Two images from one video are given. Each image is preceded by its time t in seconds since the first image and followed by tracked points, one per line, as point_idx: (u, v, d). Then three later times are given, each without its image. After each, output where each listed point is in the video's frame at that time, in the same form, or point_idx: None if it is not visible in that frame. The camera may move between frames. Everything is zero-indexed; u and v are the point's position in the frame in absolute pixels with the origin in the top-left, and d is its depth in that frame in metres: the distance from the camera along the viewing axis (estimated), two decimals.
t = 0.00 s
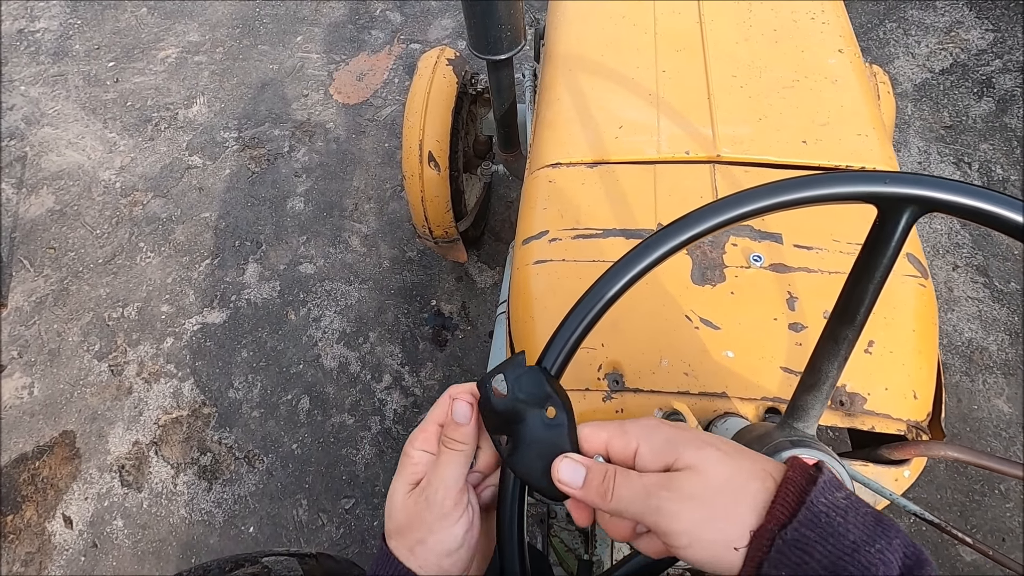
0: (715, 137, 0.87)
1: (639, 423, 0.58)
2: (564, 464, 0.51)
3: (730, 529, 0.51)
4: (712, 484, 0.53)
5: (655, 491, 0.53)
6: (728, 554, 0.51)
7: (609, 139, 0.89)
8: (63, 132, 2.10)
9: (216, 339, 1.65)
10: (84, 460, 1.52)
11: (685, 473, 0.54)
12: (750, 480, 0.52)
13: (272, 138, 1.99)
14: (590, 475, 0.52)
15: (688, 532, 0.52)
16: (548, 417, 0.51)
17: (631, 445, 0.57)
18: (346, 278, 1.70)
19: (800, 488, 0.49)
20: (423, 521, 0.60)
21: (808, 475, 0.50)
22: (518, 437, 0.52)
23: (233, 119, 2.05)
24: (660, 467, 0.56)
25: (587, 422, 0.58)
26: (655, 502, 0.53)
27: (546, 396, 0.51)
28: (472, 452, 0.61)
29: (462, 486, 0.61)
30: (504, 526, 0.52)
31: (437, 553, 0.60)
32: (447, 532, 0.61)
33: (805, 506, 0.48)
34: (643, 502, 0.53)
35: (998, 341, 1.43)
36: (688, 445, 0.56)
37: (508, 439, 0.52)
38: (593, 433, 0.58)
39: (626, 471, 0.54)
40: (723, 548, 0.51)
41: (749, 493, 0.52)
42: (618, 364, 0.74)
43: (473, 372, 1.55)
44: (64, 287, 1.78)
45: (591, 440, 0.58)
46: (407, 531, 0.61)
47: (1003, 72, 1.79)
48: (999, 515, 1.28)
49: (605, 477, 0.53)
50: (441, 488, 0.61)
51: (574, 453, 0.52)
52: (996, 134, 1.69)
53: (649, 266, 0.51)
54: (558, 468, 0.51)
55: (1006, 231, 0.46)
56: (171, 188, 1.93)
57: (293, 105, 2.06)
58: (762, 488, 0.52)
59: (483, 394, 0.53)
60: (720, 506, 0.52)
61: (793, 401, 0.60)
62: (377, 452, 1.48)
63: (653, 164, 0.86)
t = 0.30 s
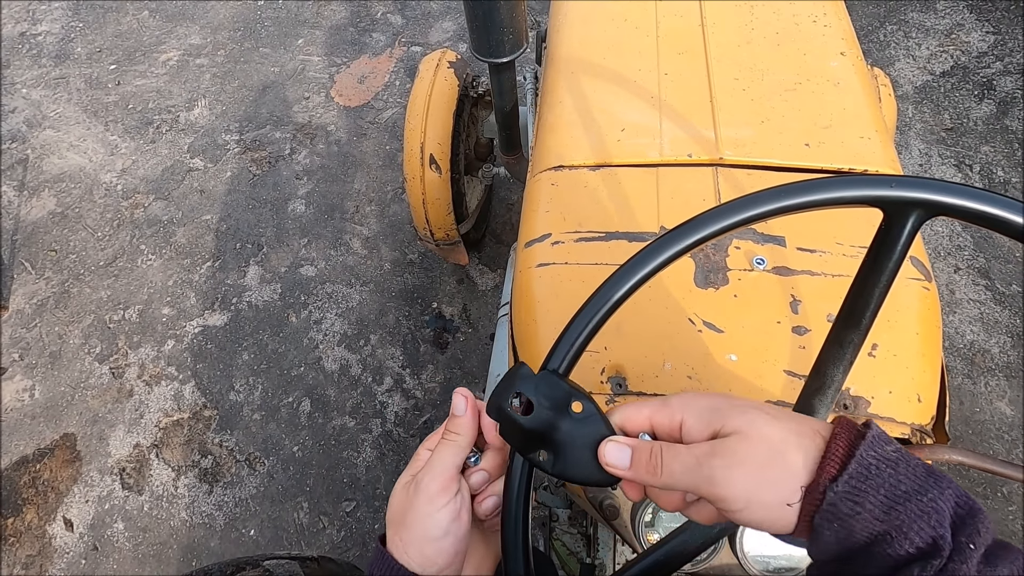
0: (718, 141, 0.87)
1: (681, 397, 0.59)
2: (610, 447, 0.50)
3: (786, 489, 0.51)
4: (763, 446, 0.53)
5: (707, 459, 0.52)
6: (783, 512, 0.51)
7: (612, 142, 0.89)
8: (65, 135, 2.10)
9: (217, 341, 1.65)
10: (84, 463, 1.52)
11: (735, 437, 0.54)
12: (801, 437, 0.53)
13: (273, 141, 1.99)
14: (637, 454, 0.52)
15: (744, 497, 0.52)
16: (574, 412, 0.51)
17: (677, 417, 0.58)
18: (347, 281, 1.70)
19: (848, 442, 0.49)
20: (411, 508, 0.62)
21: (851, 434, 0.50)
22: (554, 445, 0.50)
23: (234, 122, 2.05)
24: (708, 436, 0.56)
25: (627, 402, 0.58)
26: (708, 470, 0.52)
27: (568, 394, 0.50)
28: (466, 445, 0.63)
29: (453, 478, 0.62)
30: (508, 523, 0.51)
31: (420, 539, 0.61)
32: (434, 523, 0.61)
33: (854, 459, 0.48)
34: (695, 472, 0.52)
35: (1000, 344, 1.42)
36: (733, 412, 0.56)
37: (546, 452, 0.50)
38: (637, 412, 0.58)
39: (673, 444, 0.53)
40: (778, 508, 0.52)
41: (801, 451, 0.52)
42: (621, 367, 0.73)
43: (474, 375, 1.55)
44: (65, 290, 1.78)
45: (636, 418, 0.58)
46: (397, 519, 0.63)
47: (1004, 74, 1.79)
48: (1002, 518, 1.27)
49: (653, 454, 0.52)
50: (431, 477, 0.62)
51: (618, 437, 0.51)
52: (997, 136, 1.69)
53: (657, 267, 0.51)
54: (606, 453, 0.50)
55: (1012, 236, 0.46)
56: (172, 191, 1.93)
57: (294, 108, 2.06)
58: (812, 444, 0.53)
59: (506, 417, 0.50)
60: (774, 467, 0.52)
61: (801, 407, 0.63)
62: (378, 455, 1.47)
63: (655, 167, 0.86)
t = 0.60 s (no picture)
0: (718, 143, 0.87)
1: (710, 380, 0.59)
2: (638, 434, 0.51)
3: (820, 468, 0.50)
4: (795, 425, 0.52)
5: (736, 440, 0.52)
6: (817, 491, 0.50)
7: (612, 145, 0.89)
8: (65, 137, 2.10)
9: (217, 344, 1.65)
10: (84, 466, 1.52)
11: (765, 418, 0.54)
12: (833, 417, 0.53)
13: (273, 143, 1.99)
14: (664, 439, 0.52)
15: (775, 477, 0.51)
16: (593, 408, 0.51)
17: (708, 400, 0.58)
18: (347, 283, 1.70)
19: (884, 422, 0.49)
20: (419, 502, 0.62)
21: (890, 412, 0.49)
22: (583, 445, 0.51)
23: (234, 125, 2.05)
24: (739, 418, 0.56)
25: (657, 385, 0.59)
26: (738, 452, 0.52)
27: (582, 393, 0.51)
28: (470, 436, 0.63)
29: (458, 470, 0.62)
30: (508, 528, 0.52)
31: (429, 533, 0.61)
32: (443, 517, 0.61)
33: (890, 439, 0.47)
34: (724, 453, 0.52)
35: (1000, 345, 1.42)
36: (765, 392, 0.56)
37: (579, 454, 0.52)
38: (665, 398, 0.59)
39: (701, 428, 0.53)
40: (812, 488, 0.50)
41: (833, 430, 0.52)
42: (622, 369, 0.73)
43: (474, 377, 1.55)
44: (65, 293, 1.78)
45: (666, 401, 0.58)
46: (406, 513, 0.63)
47: (1004, 75, 1.79)
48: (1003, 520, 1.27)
49: (681, 437, 0.52)
50: (438, 472, 0.63)
51: (644, 423, 0.52)
52: (997, 137, 1.69)
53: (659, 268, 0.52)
54: (633, 439, 0.51)
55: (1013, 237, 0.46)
56: (172, 194, 1.93)
57: (294, 110, 2.06)
58: (846, 424, 0.52)
59: (529, 432, 0.51)
60: (806, 445, 0.51)
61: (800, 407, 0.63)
62: (378, 457, 1.47)
63: (655, 169, 0.86)
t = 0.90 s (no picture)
0: (720, 145, 0.87)
1: (717, 390, 0.58)
2: (646, 441, 0.52)
3: (825, 479, 0.50)
4: (802, 438, 0.52)
5: (742, 451, 0.51)
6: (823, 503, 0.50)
7: (614, 147, 0.89)
8: (66, 141, 2.10)
9: (217, 347, 1.64)
10: (84, 469, 1.51)
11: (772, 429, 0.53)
12: (840, 429, 0.52)
13: (273, 146, 1.99)
14: (672, 447, 0.52)
15: (781, 488, 0.51)
16: (602, 416, 0.53)
17: (716, 410, 0.57)
18: (347, 285, 1.70)
19: (891, 434, 0.48)
20: (452, 519, 0.56)
21: (898, 424, 0.48)
22: (592, 453, 0.53)
23: (235, 127, 2.05)
24: (746, 429, 0.55)
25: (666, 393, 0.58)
26: (743, 463, 0.51)
27: (591, 401, 0.53)
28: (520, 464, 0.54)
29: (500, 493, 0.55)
30: (515, 538, 0.52)
31: (462, 551, 0.56)
32: (476, 533, 0.57)
33: (896, 452, 0.47)
34: (729, 465, 0.51)
35: (1001, 346, 1.42)
36: (771, 403, 0.55)
37: (588, 461, 0.53)
38: (671, 408, 0.58)
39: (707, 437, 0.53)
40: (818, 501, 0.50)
41: (839, 442, 0.51)
42: (625, 372, 0.73)
43: (475, 380, 1.54)
44: (66, 296, 1.77)
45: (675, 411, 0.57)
46: (433, 525, 0.57)
47: (1003, 76, 1.79)
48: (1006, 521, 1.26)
49: (688, 445, 0.52)
50: (476, 495, 0.55)
51: (654, 430, 0.53)
52: (996, 138, 1.69)
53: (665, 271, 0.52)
54: (641, 446, 0.52)
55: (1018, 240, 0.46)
56: (173, 196, 1.93)
57: (294, 113, 2.06)
58: (852, 436, 0.51)
59: (540, 442, 0.53)
60: (812, 457, 0.51)
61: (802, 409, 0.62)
62: (379, 460, 1.47)
63: (657, 171, 0.86)
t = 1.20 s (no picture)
0: (717, 146, 0.87)
1: (714, 390, 0.58)
2: (643, 442, 0.51)
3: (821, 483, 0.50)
4: (799, 441, 0.52)
5: (739, 453, 0.51)
6: (817, 506, 0.50)
7: (611, 149, 0.89)
8: (65, 144, 2.10)
9: (216, 350, 1.64)
10: (83, 473, 1.51)
11: (770, 432, 0.53)
12: (838, 433, 0.52)
13: (273, 149, 1.99)
14: (668, 448, 0.52)
15: (776, 491, 0.51)
16: (598, 418, 0.52)
17: (713, 409, 0.57)
18: (346, 288, 1.70)
19: (887, 440, 0.48)
20: (447, 520, 0.56)
21: (894, 430, 0.48)
22: (589, 454, 0.52)
23: (234, 131, 2.05)
24: (743, 431, 0.55)
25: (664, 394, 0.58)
26: (740, 465, 0.51)
27: (587, 402, 0.52)
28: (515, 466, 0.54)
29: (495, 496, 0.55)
30: (510, 541, 0.51)
31: (457, 552, 0.57)
32: (470, 534, 0.57)
33: (892, 457, 0.47)
34: (727, 466, 0.51)
35: (1001, 347, 1.42)
36: (770, 406, 0.55)
37: (585, 463, 0.53)
38: (670, 406, 0.58)
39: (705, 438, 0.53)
40: (811, 504, 0.50)
41: (835, 446, 0.51)
42: (623, 374, 0.73)
43: (475, 382, 1.54)
44: (65, 299, 1.77)
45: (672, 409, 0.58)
46: (428, 525, 0.57)
47: (1002, 77, 1.79)
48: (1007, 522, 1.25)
49: (685, 447, 0.52)
50: (472, 496, 0.55)
51: (650, 431, 0.52)
52: (995, 139, 1.69)
53: (661, 271, 0.52)
54: (637, 447, 0.51)
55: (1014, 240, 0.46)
56: (172, 200, 1.93)
57: (293, 116, 2.06)
58: (848, 441, 0.51)
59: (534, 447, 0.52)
60: (809, 461, 0.51)
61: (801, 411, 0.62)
62: (379, 463, 1.47)
63: (655, 173, 0.86)
